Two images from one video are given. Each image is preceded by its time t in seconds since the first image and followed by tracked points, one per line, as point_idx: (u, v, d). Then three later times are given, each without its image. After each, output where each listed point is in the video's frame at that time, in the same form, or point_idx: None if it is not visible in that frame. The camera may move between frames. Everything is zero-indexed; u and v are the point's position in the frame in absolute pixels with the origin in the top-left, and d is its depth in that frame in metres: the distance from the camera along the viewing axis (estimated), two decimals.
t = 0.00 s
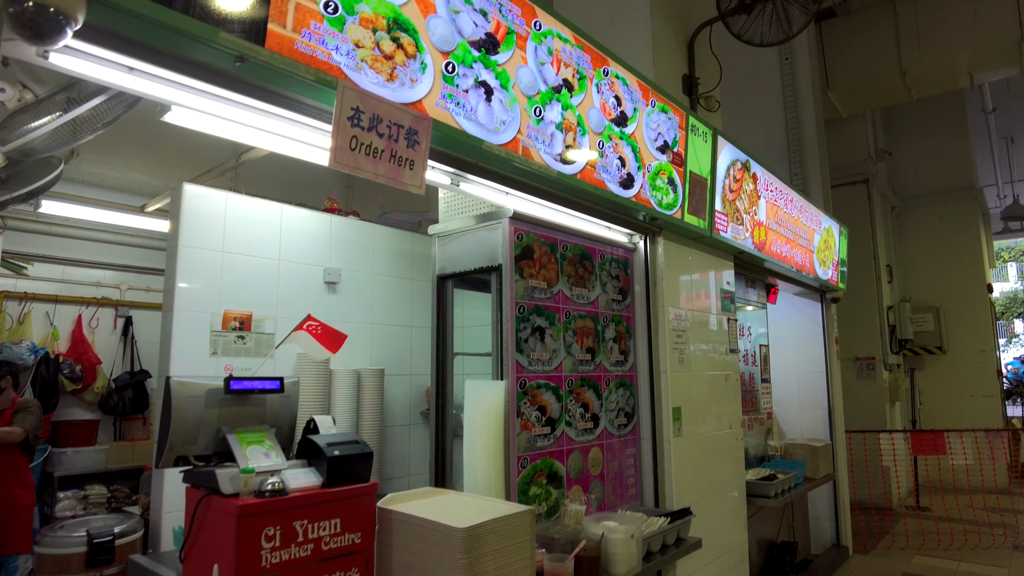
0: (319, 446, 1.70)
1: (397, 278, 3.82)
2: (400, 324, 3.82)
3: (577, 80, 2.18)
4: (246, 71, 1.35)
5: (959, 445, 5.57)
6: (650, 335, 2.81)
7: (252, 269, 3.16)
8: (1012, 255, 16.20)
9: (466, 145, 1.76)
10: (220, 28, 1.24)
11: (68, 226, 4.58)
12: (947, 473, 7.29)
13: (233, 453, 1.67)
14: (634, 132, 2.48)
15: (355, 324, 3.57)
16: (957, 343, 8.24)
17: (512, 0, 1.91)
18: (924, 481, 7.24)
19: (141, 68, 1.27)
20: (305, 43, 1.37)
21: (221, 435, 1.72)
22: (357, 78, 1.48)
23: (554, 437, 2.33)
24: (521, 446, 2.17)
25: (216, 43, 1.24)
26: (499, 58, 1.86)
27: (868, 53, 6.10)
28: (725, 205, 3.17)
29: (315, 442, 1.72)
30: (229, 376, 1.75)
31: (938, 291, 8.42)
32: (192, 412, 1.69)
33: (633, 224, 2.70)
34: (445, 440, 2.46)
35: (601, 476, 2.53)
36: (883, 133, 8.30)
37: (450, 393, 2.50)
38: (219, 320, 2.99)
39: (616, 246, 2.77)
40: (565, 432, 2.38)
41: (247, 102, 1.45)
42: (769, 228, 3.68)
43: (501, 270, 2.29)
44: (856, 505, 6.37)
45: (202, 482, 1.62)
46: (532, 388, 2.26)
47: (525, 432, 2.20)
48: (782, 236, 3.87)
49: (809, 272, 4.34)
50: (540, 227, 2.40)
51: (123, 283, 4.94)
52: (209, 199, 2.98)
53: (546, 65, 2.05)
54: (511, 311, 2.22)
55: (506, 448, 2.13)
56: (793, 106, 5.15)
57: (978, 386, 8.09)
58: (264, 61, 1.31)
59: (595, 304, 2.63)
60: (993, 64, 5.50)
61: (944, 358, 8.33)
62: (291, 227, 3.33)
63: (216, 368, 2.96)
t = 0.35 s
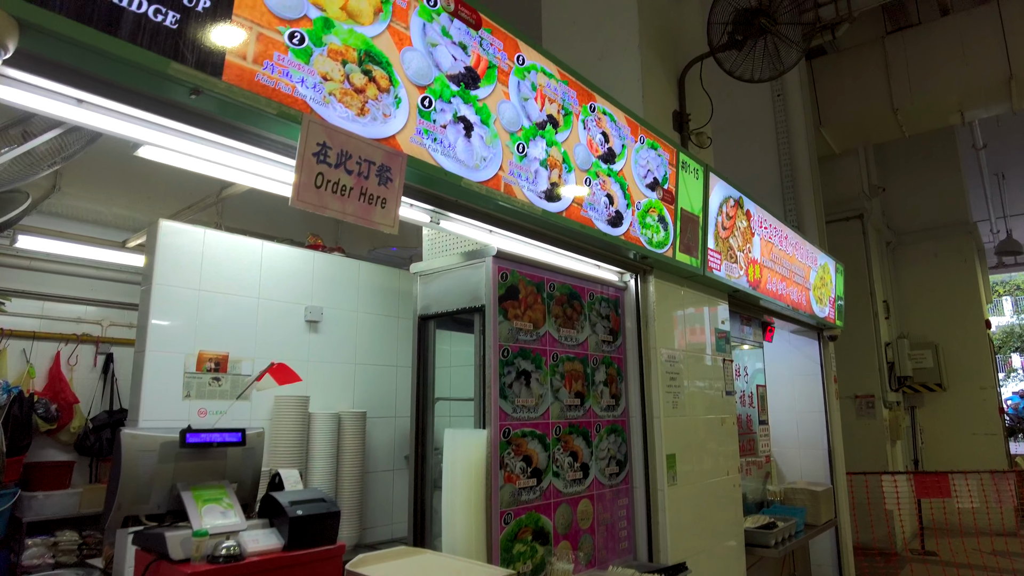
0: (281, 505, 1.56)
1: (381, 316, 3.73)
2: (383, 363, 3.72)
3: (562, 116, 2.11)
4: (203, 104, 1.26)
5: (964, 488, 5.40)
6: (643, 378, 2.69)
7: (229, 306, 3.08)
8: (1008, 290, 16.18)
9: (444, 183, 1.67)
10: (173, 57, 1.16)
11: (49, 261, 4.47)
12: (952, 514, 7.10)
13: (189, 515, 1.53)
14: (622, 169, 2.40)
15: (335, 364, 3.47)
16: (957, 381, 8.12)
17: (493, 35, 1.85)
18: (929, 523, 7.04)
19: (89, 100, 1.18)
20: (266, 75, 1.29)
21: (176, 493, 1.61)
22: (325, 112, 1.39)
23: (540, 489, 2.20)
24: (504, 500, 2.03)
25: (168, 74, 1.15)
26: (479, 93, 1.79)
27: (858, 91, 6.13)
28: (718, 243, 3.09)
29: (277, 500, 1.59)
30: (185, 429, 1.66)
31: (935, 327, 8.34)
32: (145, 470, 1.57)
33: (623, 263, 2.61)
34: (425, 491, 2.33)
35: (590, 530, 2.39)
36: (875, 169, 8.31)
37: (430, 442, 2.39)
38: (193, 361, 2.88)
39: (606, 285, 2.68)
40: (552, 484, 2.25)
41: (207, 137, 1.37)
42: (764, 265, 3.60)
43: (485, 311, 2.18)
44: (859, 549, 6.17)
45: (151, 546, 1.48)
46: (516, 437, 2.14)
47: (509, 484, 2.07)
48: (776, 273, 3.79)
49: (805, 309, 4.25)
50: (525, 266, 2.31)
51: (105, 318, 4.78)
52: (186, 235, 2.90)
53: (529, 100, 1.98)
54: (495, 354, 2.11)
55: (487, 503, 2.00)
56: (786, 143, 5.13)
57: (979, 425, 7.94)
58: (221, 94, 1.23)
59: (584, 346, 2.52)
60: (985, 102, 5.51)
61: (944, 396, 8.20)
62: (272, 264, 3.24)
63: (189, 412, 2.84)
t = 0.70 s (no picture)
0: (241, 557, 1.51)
1: (367, 351, 3.69)
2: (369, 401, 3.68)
3: (545, 149, 2.08)
4: (159, 137, 1.21)
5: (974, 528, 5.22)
6: (635, 417, 2.60)
7: (210, 342, 3.02)
8: (1013, 320, 16.02)
9: (419, 217, 1.61)
10: (124, 89, 1.11)
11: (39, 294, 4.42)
12: (963, 554, 6.88)
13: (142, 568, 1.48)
14: (610, 202, 2.35)
15: (320, 403, 3.44)
16: (965, 415, 7.95)
17: (471, 67, 1.82)
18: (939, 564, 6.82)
19: (39, 132, 1.13)
20: (226, 107, 1.24)
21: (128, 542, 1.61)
22: (289, 145, 1.34)
23: (525, 537, 2.09)
24: (485, 550, 1.93)
25: (118, 107, 1.10)
26: (456, 126, 1.74)
27: (855, 124, 6.12)
28: (712, 277, 3.02)
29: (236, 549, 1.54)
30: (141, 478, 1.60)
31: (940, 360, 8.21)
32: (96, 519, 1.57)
33: (613, 297, 2.54)
34: (404, 538, 2.24)
35: None
36: (875, 201, 8.28)
37: (409, 485, 2.33)
38: (173, 400, 2.84)
39: (596, 320, 2.60)
40: (538, 530, 2.15)
41: (166, 170, 1.31)
42: (760, 299, 3.53)
43: (467, 348, 2.11)
44: None
45: None
46: (499, 482, 2.04)
47: (491, 532, 1.97)
48: (774, 307, 3.71)
49: (805, 343, 4.16)
50: (510, 302, 2.24)
51: (96, 352, 4.73)
52: (168, 270, 2.88)
53: (511, 133, 1.94)
54: (476, 394, 2.03)
55: (467, 554, 1.90)
56: (783, 175, 5.09)
57: (989, 461, 7.75)
58: (177, 127, 1.18)
59: (573, 384, 2.43)
60: (983, 133, 5.49)
61: (952, 430, 8.02)
62: (256, 299, 3.22)
63: (167, 453, 2.80)
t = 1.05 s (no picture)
0: None
1: (364, 379, 3.66)
2: (366, 430, 3.63)
3: (536, 175, 2.05)
4: (127, 166, 1.18)
5: (998, 560, 4.83)
6: (635, 449, 2.52)
7: (204, 371, 2.99)
8: None
9: (402, 245, 1.57)
10: (90, 118, 1.08)
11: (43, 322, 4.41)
12: None
13: None
14: (604, 229, 2.31)
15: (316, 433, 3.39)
16: (983, 442, 7.75)
17: (458, 94, 1.81)
18: None
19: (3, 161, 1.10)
20: (198, 136, 1.21)
21: None
22: (264, 174, 1.31)
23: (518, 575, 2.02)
24: None
25: (83, 136, 1.07)
26: (441, 152, 1.72)
27: (861, 147, 6.07)
28: (713, 303, 2.96)
29: None
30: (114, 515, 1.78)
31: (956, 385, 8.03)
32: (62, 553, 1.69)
33: (611, 325, 2.48)
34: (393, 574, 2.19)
35: None
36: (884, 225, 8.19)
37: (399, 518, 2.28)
38: (166, 431, 2.82)
39: (594, 348, 2.54)
40: (531, 568, 2.07)
41: (137, 200, 1.28)
42: (765, 325, 3.45)
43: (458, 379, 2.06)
44: None
45: None
46: (491, 518, 1.98)
47: (481, 571, 1.91)
48: (780, 333, 3.63)
49: (814, 370, 4.06)
50: (502, 330, 2.19)
51: (98, 381, 4.73)
52: (163, 299, 2.88)
53: (499, 159, 1.91)
54: (467, 426, 1.97)
55: None
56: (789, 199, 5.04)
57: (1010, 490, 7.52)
58: (145, 156, 1.15)
59: (569, 415, 2.36)
60: (992, 155, 5.43)
61: (971, 458, 7.81)
62: (253, 327, 3.20)
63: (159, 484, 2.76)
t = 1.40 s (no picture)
0: None
1: (372, 401, 3.62)
2: (374, 452, 3.58)
3: (538, 192, 2.01)
4: (114, 185, 1.16)
5: None
6: (647, 471, 2.44)
7: (211, 392, 2.97)
8: None
9: (399, 263, 1.54)
10: (73, 136, 1.06)
11: (59, 343, 4.45)
12: None
13: None
14: (611, 245, 2.26)
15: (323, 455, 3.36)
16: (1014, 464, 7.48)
17: (457, 110, 1.78)
18: None
19: None
20: (185, 153, 1.19)
21: None
22: (254, 191, 1.29)
23: None
24: None
25: (66, 153, 1.05)
26: (440, 168, 1.69)
27: (879, 161, 5.98)
28: (727, 321, 2.89)
29: None
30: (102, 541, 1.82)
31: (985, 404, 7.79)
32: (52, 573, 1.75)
33: (621, 344, 2.42)
34: None
35: None
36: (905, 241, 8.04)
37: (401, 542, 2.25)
38: (170, 452, 2.80)
39: (603, 367, 2.48)
40: None
41: (126, 219, 1.26)
42: (782, 343, 3.36)
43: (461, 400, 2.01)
44: None
45: None
46: (494, 544, 1.92)
47: None
48: (797, 351, 3.54)
49: (834, 389, 3.95)
50: (506, 349, 2.14)
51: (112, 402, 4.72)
52: (169, 320, 2.88)
53: (500, 175, 1.88)
54: (468, 449, 1.92)
55: None
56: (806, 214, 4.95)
57: None
58: (131, 174, 1.12)
59: (578, 436, 2.30)
60: (1013, 167, 5.30)
61: (1002, 480, 7.55)
62: (260, 347, 3.19)
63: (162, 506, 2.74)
